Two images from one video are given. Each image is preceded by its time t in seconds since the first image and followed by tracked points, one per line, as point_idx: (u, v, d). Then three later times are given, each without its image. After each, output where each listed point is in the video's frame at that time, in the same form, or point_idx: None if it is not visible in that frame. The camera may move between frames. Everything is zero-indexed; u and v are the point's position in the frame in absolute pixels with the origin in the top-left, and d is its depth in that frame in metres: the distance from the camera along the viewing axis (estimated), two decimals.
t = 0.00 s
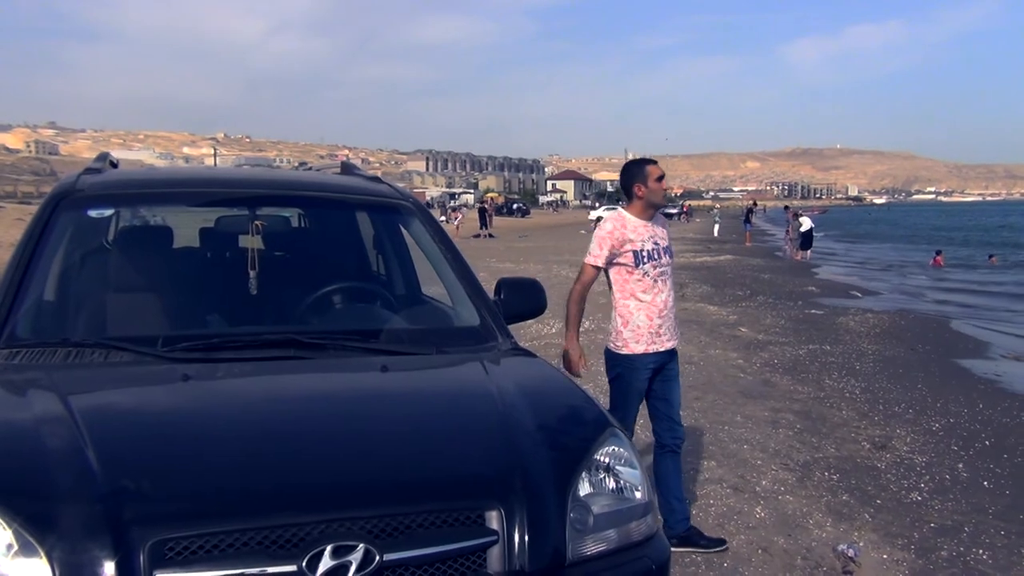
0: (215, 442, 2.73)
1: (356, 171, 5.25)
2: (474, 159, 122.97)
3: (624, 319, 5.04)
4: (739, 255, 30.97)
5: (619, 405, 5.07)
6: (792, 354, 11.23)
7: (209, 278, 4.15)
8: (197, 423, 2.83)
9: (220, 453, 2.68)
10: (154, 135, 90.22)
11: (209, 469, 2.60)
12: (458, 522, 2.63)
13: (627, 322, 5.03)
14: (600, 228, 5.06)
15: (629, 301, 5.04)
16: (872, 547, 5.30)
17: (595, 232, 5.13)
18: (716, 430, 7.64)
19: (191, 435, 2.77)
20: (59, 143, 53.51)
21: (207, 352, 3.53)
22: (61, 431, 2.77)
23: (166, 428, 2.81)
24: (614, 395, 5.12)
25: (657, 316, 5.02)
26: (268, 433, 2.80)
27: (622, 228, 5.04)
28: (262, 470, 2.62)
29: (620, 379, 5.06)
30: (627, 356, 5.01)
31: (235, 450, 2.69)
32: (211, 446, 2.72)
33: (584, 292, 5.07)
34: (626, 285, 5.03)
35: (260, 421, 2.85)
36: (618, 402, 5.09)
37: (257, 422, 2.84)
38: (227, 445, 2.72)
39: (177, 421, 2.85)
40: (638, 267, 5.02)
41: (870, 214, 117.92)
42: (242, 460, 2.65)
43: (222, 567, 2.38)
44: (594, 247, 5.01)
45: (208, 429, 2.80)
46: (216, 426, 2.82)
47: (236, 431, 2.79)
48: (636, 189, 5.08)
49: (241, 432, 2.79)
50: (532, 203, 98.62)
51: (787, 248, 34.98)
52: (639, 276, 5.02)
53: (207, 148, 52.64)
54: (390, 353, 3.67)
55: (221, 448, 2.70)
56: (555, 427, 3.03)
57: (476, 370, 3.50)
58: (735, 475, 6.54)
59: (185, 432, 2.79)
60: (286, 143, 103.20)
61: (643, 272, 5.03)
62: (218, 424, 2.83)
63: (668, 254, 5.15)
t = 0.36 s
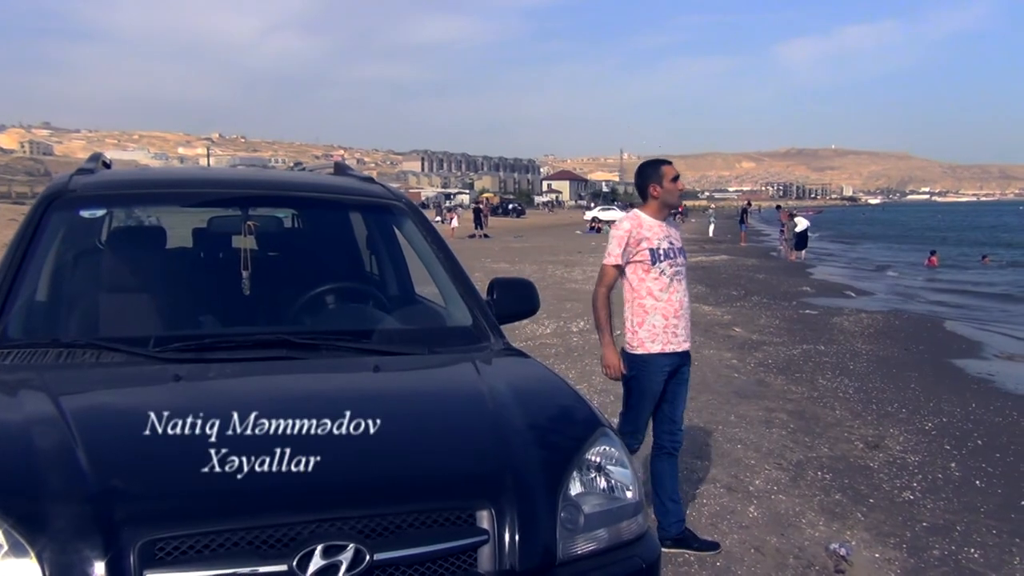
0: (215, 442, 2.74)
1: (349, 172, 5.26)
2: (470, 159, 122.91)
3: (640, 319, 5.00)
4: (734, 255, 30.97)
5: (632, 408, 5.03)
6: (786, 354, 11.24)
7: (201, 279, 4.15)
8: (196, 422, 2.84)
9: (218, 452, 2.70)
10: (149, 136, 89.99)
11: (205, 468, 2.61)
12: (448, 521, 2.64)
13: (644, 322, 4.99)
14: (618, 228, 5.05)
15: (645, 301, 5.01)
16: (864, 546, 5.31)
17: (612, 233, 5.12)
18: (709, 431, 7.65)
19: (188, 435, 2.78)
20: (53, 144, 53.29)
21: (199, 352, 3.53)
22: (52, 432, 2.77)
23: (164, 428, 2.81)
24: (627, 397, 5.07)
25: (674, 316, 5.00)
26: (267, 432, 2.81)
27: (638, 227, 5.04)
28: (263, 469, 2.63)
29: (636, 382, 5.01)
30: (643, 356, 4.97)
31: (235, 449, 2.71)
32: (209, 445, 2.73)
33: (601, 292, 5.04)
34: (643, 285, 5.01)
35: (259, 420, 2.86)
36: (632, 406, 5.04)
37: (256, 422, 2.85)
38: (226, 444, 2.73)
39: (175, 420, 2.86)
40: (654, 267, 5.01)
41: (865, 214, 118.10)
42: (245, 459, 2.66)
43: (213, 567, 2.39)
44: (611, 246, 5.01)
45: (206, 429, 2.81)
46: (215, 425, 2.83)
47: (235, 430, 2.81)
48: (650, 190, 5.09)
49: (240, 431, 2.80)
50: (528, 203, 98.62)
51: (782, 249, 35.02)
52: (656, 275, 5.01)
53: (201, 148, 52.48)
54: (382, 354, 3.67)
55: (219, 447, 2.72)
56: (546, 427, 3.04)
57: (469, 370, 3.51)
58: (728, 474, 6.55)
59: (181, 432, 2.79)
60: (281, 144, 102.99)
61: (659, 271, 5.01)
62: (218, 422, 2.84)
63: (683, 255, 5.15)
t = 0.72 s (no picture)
0: (215, 442, 2.74)
1: (338, 172, 5.26)
2: (462, 159, 122.87)
3: (653, 319, 5.00)
4: (725, 255, 31.03)
5: (658, 410, 4.98)
6: (776, 353, 11.28)
7: (190, 278, 4.15)
8: (195, 422, 2.84)
9: (218, 451, 2.70)
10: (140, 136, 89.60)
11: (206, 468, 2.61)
12: (436, 520, 2.65)
13: (656, 322, 4.98)
14: (631, 229, 5.05)
15: (657, 301, 5.00)
16: (853, 544, 5.33)
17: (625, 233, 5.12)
18: (699, 430, 7.67)
19: (188, 435, 2.78)
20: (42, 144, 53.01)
21: (187, 352, 3.53)
22: (38, 432, 2.77)
23: (163, 428, 2.81)
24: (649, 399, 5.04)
25: (685, 317, 4.99)
26: (267, 432, 2.81)
27: (652, 228, 5.03)
28: (263, 469, 2.64)
29: (659, 381, 4.98)
30: (655, 356, 4.98)
31: (234, 449, 2.71)
32: (209, 445, 2.73)
33: (614, 293, 5.04)
34: (655, 285, 5.00)
35: (259, 420, 2.87)
36: (656, 407, 5.00)
37: (256, 422, 2.86)
38: (225, 444, 2.74)
39: (175, 420, 2.85)
40: (667, 267, 5.00)
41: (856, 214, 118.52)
42: (244, 459, 2.66)
43: (198, 568, 2.39)
44: (624, 247, 5.00)
45: (206, 428, 2.81)
46: (215, 425, 2.83)
47: (234, 430, 2.81)
48: (664, 189, 5.11)
49: (239, 431, 2.80)
50: (520, 203, 98.62)
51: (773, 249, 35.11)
52: (669, 276, 5.01)
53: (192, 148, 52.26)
54: (370, 353, 3.68)
55: (219, 447, 2.72)
56: (533, 426, 3.05)
57: (457, 370, 3.51)
58: (717, 474, 6.57)
59: (181, 432, 2.79)
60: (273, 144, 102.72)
61: (672, 272, 5.01)
62: (217, 422, 2.84)
63: (693, 257, 5.16)
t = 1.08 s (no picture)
0: (215, 442, 2.75)
1: (323, 171, 5.25)
2: (452, 158, 122.76)
3: (657, 317, 4.98)
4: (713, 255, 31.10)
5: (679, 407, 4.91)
6: (763, 353, 11.33)
7: (174, 278, 4.14)
8: (195, 422, 2.84)
9: (218, 451, 2.71)
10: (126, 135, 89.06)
11: (205, 468, 2.62)
12: (418, 519, 2.65)
13: (660, 320, 4.97)
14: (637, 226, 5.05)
15: (662, 300, 5.00)
16: (836, 542, 5.36)
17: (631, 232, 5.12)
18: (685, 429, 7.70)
19: (188, 435, 2.78)
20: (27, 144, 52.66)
21: (169, 352, 3.52)
22: (18, 433, 2.76)
23: (164, 428, 2.81)
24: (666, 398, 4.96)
25: (689, 316, 5.00)
26: (267, 432, 2.81)
27: (659, 227, 5.04)
28: (263, 469, 2.65)
29: (676, 375, 4.92)
30: (660, 352, 4.94)
31: (235, 449, 2.71)
32: (209, 445, 2.73)
33: (620, 290, 5.02)
34: (660, 284, 5.00)
35: (259, 420, 2.87)
36: (681, 400, 4.91)
37: (256, 422, 2.86)
38: (226, 444, 2.74)
39: (175, 420, 2.85)
40: (673, 266, 5.01)
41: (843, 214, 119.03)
42: (244, 459, 2.67)
43: (178, 567, 2.39)
44: (630, 244, 5.00)
45: (206, 429, 2.81)
46: (215, 426, 2.84)
47: (234, 430, 2.81)
48: (671, 189, 5.17)
49: (240, 431, 2.81)
50: (509, 203, 98.59)
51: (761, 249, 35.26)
52: (674, 274, 5.01)
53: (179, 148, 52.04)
54: (353, 353, 3.68)
55: (219, 447, 2.72)
56: (515, 425, 3.06)
57: (440, 370, 3.51)
58: (702, 473, 6.60)
59: (181, 432, 2.80)
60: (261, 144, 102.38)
61: (677, 271, 5.02)
62: (217, 422, 2.85)
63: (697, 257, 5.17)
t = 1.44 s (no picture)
0: (215, 442, 2.75)
1: (294, 171, 5.24)
2: (427, 158, 122.43)
3: (651, 322, 4.99)
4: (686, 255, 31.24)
5: (666, 413, 4.92)
6: (735, 352, 11.42)
7: (141, 278, 4.12)
8: (195, 422, 2.84)
9: (218, 451, 2.71)
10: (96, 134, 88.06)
11: (206, 468, 2.62)
12: (384, 518, 2.66)
13: (655, 325, 4.98)
14: (636, 230, 5.04)
15: (657, 304, 5.00)
16: (804, 539, 5.42)
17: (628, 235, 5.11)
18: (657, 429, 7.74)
19: (188, 435, 2.78)
20: None
21: (135, 353, 3.50)
22: None
23: (164, 428, 2.80)
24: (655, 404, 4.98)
25: (683, 321, 5.02)
26: (267, 432, 2.82)
27: (658, 232, 5.03)
28: (263, 469, 2.65)
29: (666, 383, 4.94)
30: (650, 358, 4.96)
31: (234, 449, 2.72)
32: (209, 445, 2.73)
33: (614, 293, 5.01)
34: (656, 289, 5.00)
35: (259, 420, 2.87)
36: (672, 406, 4.92)
37: (256, 422, 2.86)
38: (226, 444, 2.74)
39: (175, 420, 2.84)
40: (669, 271, 5.01)
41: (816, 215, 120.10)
42: (244, 459, 2.67)
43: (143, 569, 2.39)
44: (628, 248, 4.99)
45: (206, 429, 2.81)
46: (215, 425, 2.83)
47: (234, 430, 2.81)
48: (666, 192, 5.18)
49: (239, 431, 2.81)
50: (484, 203, 98.49)
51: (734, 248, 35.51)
52: (670, 280, 5.01)
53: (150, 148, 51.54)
54: (321, 354, 3.67)
55: (219, 447, 2.72)
56: (483, 425, 3.06)
57: (409, 370, 3.51)
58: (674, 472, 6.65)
59: (180, 433, 2.79)
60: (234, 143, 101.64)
61: (673, 276, 5.02)
62: (218, 422, 2.84)
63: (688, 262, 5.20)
